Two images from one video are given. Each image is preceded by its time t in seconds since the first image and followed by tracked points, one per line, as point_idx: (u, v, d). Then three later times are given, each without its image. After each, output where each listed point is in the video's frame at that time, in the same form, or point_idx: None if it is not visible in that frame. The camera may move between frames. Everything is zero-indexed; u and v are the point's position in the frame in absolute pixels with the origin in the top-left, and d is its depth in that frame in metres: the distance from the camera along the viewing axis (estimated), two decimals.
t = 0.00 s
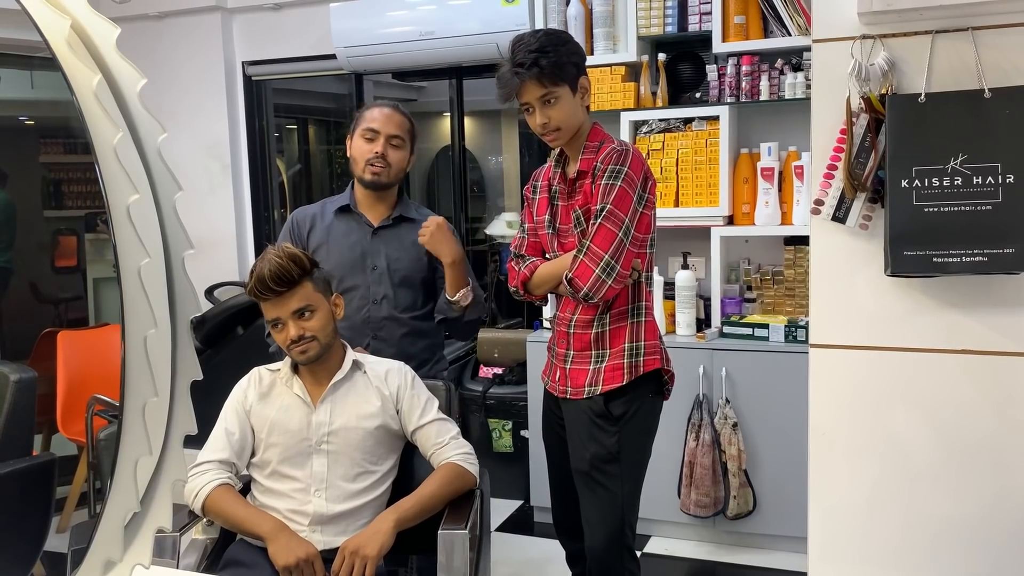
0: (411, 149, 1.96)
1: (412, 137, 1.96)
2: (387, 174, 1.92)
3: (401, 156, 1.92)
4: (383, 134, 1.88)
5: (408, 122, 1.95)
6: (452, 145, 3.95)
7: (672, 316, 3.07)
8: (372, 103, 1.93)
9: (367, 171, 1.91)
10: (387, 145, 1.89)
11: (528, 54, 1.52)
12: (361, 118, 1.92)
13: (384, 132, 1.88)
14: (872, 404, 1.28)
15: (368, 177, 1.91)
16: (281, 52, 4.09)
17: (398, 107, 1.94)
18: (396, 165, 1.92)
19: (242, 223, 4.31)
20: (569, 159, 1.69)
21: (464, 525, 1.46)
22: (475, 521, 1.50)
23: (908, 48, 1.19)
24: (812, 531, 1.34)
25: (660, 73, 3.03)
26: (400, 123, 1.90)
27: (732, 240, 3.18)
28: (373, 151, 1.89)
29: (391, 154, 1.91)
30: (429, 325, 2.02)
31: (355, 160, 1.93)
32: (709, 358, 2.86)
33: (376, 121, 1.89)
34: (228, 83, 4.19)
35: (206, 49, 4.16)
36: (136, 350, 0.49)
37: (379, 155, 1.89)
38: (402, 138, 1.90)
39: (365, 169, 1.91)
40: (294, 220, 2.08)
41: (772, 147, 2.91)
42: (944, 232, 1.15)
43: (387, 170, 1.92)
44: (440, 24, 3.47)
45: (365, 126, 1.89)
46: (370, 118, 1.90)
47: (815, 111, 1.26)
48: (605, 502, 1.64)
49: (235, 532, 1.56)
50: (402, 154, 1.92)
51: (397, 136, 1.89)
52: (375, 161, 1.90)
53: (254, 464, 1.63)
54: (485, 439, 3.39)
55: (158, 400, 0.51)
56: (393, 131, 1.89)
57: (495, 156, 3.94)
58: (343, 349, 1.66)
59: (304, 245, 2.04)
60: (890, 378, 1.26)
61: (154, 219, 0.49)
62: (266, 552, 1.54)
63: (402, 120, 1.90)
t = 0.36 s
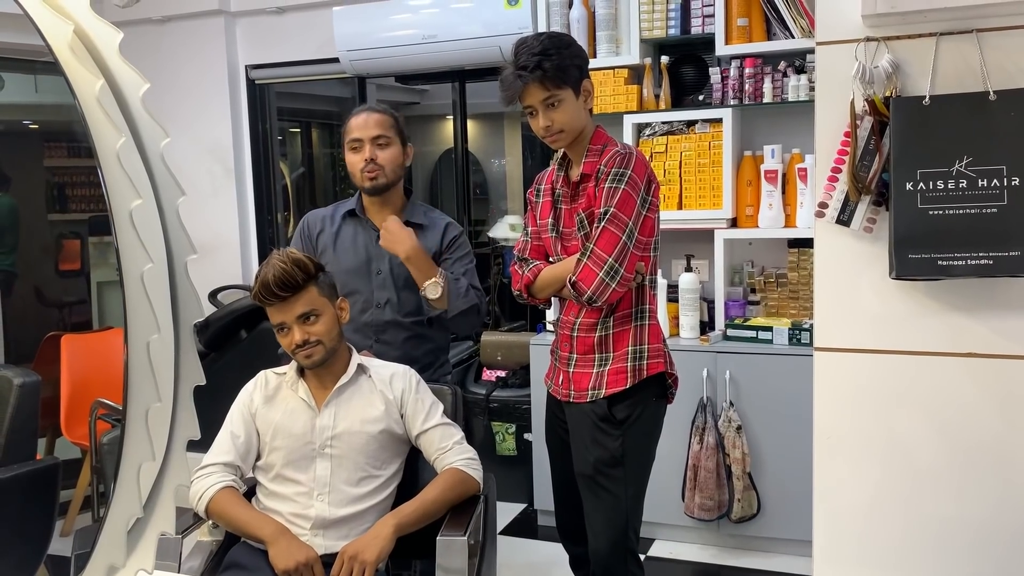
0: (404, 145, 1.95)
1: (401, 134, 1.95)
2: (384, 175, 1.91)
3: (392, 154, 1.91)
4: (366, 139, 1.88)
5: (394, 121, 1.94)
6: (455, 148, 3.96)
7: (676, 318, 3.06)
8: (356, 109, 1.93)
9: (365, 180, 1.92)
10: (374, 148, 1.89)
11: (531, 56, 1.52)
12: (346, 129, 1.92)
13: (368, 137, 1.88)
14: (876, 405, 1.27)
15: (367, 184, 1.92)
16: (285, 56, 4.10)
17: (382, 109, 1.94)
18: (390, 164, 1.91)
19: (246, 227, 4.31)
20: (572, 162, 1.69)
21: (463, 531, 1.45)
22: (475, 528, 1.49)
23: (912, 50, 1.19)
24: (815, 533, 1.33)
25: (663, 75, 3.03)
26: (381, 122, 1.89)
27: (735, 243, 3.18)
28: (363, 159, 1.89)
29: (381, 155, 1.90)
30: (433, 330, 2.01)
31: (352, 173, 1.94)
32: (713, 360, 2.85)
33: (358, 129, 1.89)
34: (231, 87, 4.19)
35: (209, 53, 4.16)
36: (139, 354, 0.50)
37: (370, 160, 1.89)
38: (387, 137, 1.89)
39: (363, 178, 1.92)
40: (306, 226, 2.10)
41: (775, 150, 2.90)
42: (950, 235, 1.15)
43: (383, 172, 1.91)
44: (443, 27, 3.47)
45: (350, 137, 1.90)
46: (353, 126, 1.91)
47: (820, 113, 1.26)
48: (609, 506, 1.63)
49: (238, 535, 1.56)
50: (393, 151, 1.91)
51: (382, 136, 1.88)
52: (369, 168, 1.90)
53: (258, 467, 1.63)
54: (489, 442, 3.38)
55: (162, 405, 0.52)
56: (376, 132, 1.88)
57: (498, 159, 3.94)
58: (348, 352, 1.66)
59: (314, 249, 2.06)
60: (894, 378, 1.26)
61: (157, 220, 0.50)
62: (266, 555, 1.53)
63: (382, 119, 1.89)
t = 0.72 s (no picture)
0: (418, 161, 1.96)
1: (419, 149, 1.95)
2: (395, 188, 1.92)
3: (409, 170, 1.92)
4: (388, 148, 1.88)
5: (413, 133, 1.94)
6: (461, 156, 3.97)
7: (683, 327, 3.05)
8: (377, 117, 1.93)
9: (375, 186, 1.91)
10: (394, 159, 1.90)
11: (536, 65, 1.52)
12: (365, 133, 1.92)
13: (389, 147, 1.88)
14: (882, 416, 1.26)
15: (377, 192, 1.92)
16: (292, 65, 4.11)
17: (402, 119, 1.94)
18: (404, 179, 1.93)
19: (253, 236, 4.33)
20: (577, 171, 1.69)
21: (470, 542, 1.44)
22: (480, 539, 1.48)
23: (919, 59, 1.19)
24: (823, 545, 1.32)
25: (669, 84, 3.03)
26: (405, 135, 1.90)
27: (742, 251, 3.17)
28: (380, 166, 1.90)
29: (399, 168, 1.91)
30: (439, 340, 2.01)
31: (362, 176, 1.93)
32: (720, 369, 2.84)
33: (381, 136, 1.89)
34: (238, 96, 4.21)
35: (217, 62, 4.18)
36: (144, 366, 0.69)
37: (387, 170, 1.89)
38: (408, 151, 1.90)
39: (373, 184, 1.92)
40: (310, 239, 2.10)
41: (782, 157, 2.89)
42: (959, 244, 1.14)
43: (396, 185, 1.92)
44: (449, 36, 3.48)
45: (370, 142, 1.90)
46: (374, 132, 1.91)
47: (827, 121, 1.25)
48: (615, 517, 1.62)
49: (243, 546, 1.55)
50: (409, 166, 1.92)
51: (402, 149, 1.89)
52: (383, 176, 1.90)
53: (263, 477, 1.62)
54: (495, 451, 3.37)
55: (165, 418, 0.70)
56: (398, 144, 1.89)
57: (504, 168, 3.94)
58: (353, 362, 1.66)
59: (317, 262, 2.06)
60: (900, 388, 1.25)
61: (157, 221, 0.69)
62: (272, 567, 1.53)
63: (406, 132, 1.90)
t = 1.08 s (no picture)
0: (427, 173, 1.96)
1: (427, 162, 1.94)
2: (409, 207, 1.92)
3: (419, 184, 1.92)
4: (396, 168, 1.87)
5: (420, 145, 1.93)
6: (469, 167, 3.97)
7: (692, 338, 3.03)
8: (382, 131, 1.91)
9: (387, 207, 1.91)
10: (403, 177, 1.89)
11: (545, 73, 1.51)
12: (372, 152, 1.90)
13: (397, 166, 1.87)
14: (896, 431, 1.25)
15: (390, 213, 1.91)
16: (300, 78, 4.13)
17: (407, 131, 1.92)
18: (415, 196, 1.92)
19: (261, 247, 4.34)
20: (584, 183, 1.68)
21: (483, 554, 1.43)
22: (493, 550, 1.47)
23: (930, 69, 1.18)
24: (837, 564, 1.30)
25: (677, 95, 3.03)
26: (411, 151, 1.88)
27: (751, 262, 3.15)
28: (390, 186, 1.89)
29: (409, 185, 1.91)
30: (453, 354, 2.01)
31: (374, 198, 1.93)
32: (730, 381, 2.82)
33: (387, 155, 1.87)
34: (247, 108, 4.22)
35: (226, 74, 4.21)
36: (147, 379, 0.68)
37: (398, 190, 1.89)
38: (416, 167, 1.89)
39: (385, 204, 1.92)
40: (321, 250, 2.08)
41: (791, 168, 2.88)
42: (972, 256, 1.13)
43: (408, 204, 1.92)
44: (457, 48, 3.49)
45: (376, 162, 1.88)
46: (380, 150, 1.89)
47: (837, 130, 1.23)
48: (625, 531, 1.61)
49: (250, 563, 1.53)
50: (419, 181, 1.92)
51: (411, 166, 1.88)
52: (395, 195, 1.90)
53: (266, 493, 1.61)
54: (503, 463, 3.35)
55: (169, 433, 0.69)
56: (406, 162, 1.88)
57: (512, 179, 3.94)
58: (356, 375, 1.66)
59: (329, 274, 2.05)
60: (913, 403, 1.24)
61: (161, 235, 0.69)
62: None
63: (413, 148, 1.88)
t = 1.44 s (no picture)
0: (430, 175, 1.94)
1: (429, 164, 1.93)
2: (410, 209, 1.90)
3: (420, 187, 1.90)
4: (397, 170, 1.86)
5: (422, 147, 1.91)
6: (475, 173, 3.96)
7: (700, 344, 3.01)
8: (384, 133, 1.89)
9: (389, 209, 1.90)
10: (404, 180, 1.87)
11: (566, 67, 1.51)
12: (373, 154, 1.89)
13: (399, 167, 1.86)
14: (908, 438, 1.23)
15: (392, 215, 1.90)
16: (307, 83, 4.14)
17: (410, 134, 1.91)
18: (416, 198, 1.90)
19: (267, 254, 4.34)
20: (591, 186, 1.67)
21: (490, 562, 1.41)
22: (500, 558, 1.46)
23: (941, 70, 1.16)
24: (849, 574, 1.28)
25: (684, 99, 3.02)
26: (414, 152, 1.87)
27: (759, 267, 3.12)
28: (391, 189, 1.88)
29: (410, 188, 1.89)
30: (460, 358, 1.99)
31: (376, 200, 1.92)
32: (738, 387, 2.79)
33: (390, 157, 1.86)
34: (253, 114, 4.23)
35: (233, 81, 4.21)
36: (146, 386, 0.66)
37: (398, 193, 1.88)
38: (417, 169, 1.87)
39: (387, 207, 1.91)
40: (327, 257, 2.09)
41: (800, 172, 2.86)
42: (984, 260, 1.11)
43: (408, 206, 1.90)
44: (463, 53, 3.49)
45: (378, 164, 1.87)
46: (382, 152, 1.88)
47: (848, 134, 1.23)
48: (632, 540, 1.59)
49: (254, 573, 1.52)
50: (421, 184, 1.90)
51: (412, 167, 1.86)
52: (395, 200, 1.89)
53: (270, 501, 1.60)
54: (510, 470, 3.34)
55: (168, 441, 0.68)
56: (408, 164, 1.86)
57: (519, 184, 3.92)
58: (360, 382, 1.65)
59: (334, 280, 2.05)
60: (926, 409, 1.21)
61: (161, 241, 0.68)
62: None
63: (415, 150, 1.87)
